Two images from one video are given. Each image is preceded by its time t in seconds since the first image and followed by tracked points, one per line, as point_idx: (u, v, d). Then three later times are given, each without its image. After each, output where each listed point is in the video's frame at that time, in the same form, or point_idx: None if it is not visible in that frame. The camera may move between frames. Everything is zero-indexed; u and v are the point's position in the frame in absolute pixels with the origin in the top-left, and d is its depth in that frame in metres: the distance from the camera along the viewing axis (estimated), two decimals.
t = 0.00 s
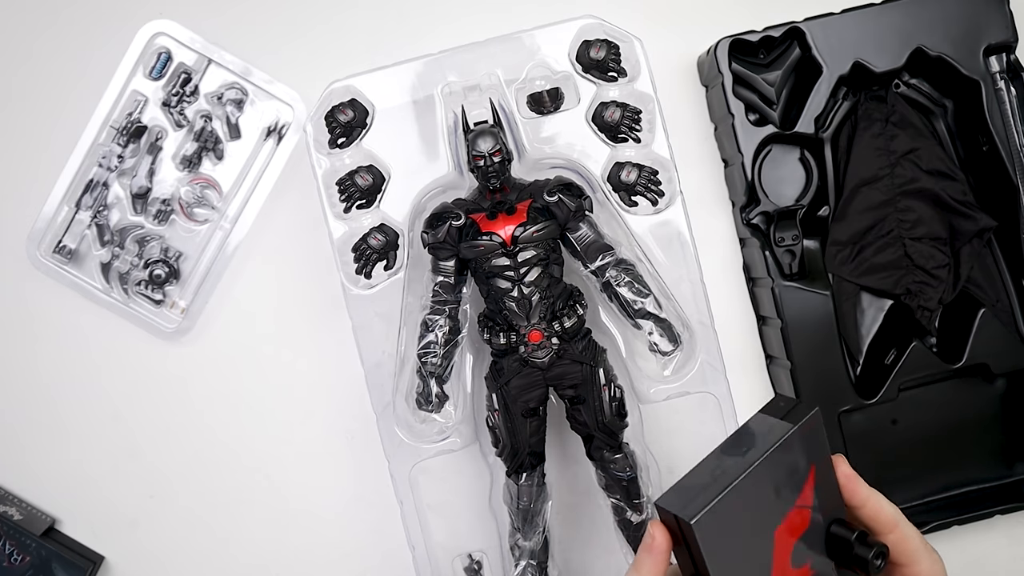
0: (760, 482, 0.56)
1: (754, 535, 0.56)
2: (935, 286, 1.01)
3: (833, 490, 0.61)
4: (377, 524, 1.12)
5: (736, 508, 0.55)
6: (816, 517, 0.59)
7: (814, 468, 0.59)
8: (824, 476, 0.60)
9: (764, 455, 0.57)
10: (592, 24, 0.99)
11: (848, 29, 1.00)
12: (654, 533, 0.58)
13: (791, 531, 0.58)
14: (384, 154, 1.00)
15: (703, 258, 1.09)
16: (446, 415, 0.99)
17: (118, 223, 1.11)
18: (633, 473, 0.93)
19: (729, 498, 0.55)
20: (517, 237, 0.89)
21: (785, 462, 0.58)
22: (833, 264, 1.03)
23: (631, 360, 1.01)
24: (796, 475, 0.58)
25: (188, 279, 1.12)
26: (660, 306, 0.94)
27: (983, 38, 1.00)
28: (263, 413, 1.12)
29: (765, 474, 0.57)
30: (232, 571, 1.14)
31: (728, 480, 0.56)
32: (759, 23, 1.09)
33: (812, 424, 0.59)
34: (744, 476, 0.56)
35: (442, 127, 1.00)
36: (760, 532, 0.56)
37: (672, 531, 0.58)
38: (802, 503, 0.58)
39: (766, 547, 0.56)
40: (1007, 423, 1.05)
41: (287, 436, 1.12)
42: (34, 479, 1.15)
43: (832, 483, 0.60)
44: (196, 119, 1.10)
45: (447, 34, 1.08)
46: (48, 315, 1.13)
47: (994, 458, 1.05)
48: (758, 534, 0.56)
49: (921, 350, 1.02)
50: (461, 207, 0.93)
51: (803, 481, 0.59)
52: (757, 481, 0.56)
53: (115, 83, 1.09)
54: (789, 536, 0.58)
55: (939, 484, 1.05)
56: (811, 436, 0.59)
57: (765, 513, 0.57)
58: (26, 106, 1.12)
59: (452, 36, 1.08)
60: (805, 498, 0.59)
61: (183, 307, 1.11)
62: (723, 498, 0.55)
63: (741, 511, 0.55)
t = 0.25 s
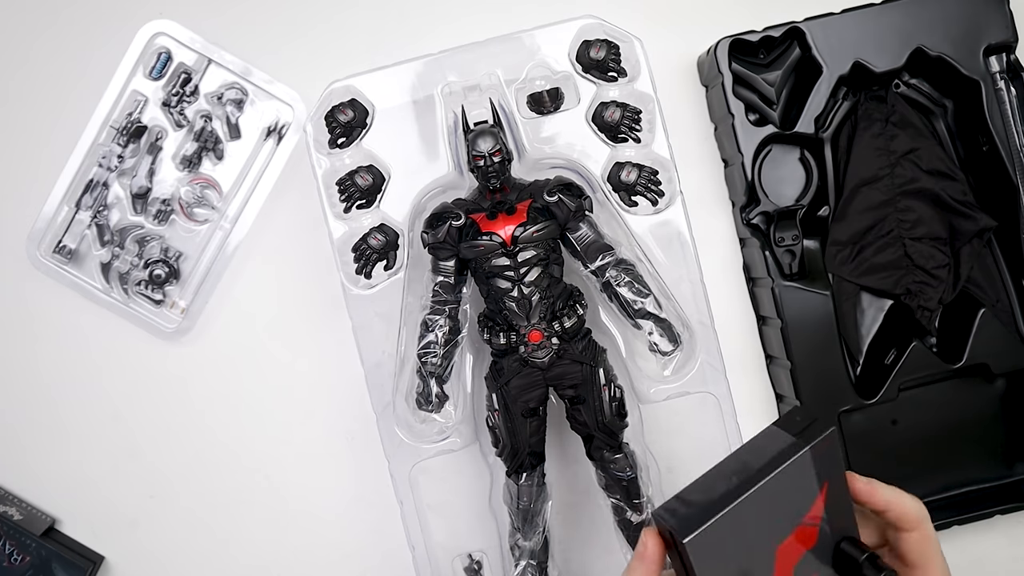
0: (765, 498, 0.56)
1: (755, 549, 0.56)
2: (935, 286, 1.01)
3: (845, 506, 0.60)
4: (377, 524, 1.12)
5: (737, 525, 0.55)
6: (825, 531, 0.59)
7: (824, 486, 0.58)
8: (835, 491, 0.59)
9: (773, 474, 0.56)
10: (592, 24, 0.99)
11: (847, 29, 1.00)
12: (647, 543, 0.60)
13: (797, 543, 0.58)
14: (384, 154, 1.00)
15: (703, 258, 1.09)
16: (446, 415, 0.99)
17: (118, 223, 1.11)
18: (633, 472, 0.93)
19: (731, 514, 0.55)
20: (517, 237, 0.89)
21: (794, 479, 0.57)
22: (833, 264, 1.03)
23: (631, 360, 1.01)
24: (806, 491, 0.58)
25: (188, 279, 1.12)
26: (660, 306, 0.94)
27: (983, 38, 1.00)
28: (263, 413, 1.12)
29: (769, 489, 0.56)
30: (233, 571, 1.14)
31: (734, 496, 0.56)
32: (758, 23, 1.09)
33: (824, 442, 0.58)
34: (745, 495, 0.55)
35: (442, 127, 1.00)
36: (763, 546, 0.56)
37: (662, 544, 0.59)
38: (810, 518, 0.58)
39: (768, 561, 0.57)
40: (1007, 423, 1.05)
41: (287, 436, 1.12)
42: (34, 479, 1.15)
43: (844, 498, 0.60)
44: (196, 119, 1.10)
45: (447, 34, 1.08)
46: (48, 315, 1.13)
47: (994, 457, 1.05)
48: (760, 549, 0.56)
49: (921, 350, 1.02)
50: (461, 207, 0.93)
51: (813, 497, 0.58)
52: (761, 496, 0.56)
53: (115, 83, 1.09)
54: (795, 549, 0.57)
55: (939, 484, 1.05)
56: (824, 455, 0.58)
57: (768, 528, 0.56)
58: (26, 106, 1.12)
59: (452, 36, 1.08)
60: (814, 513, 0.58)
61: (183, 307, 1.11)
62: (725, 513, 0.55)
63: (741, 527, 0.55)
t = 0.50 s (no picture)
0: None
1: None
2: (935, 286, 1.01)
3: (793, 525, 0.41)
4: (377, 524, 1.12)
5: None
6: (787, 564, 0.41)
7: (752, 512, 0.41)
8: (772, 506, 0.41)
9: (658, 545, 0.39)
10: (592, 24, 0.99)
11: (847, 29, 1.00)
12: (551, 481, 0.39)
13: None
14: (384, 154, 1.00)
15: (703, 258, 1.10)
16: (446, 415, 0.99)
17: (118, 223, 1.11)
18: (633, 472, 0.93)
19: None
20: (517, 237, 0.89)
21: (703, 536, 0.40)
22: (833, 264, 1.03)
23: (631, 360, 1.01)
24: (720, 550, 0.40)
25: (188, 279, 1.12)
26: (660, 306, 0.94)
27: (983, 38, 1.00)
28: (263, 413, 1.12)
29: None
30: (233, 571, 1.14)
31: None
32: (758, 23, 1.09)
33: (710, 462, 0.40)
34: None
35: (442, 127, 1.00)
36: None
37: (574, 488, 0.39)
38: (754, 553, 0.40)
39: None
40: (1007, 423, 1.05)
41: (287, 436, 1.12)
42: (35, 479, 1.15)
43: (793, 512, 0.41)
44: (196, 119, 1.10)
45: (447, 34, 1.08)
46: (48, 315, 1.13)
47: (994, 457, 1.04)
48: None
49: (921, 350, 1.03)
50: (461, 207, 0.93)
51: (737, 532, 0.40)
52: None
53: (115, 83, 1.09)
54: None
55: (939, 484, 1.05)
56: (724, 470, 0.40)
57: None
58: (26, 107, 1.12)
59: (451, 36, 1.08)
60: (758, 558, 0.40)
61: (183, 307, 1.11)
62: None
63: None
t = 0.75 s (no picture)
0: (521, 496, 0.42)
1: (597, 536, 0.43)
2: (935, 286, 0.98)
3: (630, 382, 0.42)
4: (377, 524, 1.12)
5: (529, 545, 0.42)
6: (648, 424, 0.42)
7: (575, 393, 0.42)
8: (594, 377, 0.42)
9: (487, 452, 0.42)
10: (592, 24, 0.99)
11: (847, 29, 1.00)
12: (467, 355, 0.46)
13: (623, 474, 0.42)
14: (384, 154, 1.00)
15: (703, 258, 1.10)
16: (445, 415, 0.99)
17: (118, 223, 1.11)
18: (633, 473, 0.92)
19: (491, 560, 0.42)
20: (517, 237, 0.89)
21: (529, 429, 0.42)
22: (833, 263, 1.01)
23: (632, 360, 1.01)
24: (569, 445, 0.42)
25: (188, 279, 1.12)
26: (660, 306, 0.94)
27: (983, 38, 1.00)
28: (263, 413, 1.12)
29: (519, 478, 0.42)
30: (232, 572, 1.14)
31: (486, 523, 0.42)
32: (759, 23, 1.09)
33: (496, 370, 0.42)
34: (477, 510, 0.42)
35: (442, 127, 1.00)
36: (597, 533, 0.43)
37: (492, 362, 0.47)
38: (606, 438, 0.42)
39: (620, 525, 0.42)
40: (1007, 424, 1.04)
41: (287, 436, 1.12)
42: (35, 478, 1.15)
43: (620, 375, 0.42)
44: (196, 119, 1.10)
45: (447, 34, 1.08)
46: (48, 315, 1.13)
47: (995, 458, 1.03)
48: (600, 557, 0.43)
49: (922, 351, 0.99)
50: (460, 208, 0.93)
51: (572, 411, 0.42)
52: (519, 484, 0.42)
53: (114, 83, 1.09)
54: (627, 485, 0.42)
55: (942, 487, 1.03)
56: (526, 356, 0.42)
57: (569, 508, 0.42)
58: (27, 107, 1.12)
59: (451, 36, 1.08)
60: (598, 433, 0.42)
61: (183, 307, 1.11)
62: (484, 529, 0.42)
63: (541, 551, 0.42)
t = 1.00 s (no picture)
0: (405, 402, 0.41)
1: (500, 425, 0.42)
2: (936, 286, 0.93)
3: (514, 256, 0.40)
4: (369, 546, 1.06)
5: (435, 438, 0.42)
6: (535, 296, 0.40)
7: (441, 280, 0.40)
8: (464, 262, 0.40)
9: (365, 349, 0.40)
10: (592, 24, 0.98)
11: (847, 28, 0.95)
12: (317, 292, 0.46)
13: (518, 345, 0.41)
14: (384, 155, 0.99)
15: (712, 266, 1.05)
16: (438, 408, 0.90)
17: (118, 223, 1.03)
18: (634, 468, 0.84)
19: (389, 461, 0.42)
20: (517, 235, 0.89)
21: (401, 328, 0.40)
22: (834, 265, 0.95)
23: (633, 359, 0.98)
24: (444, 330, 0.41)
25: (189, 279, 1.03)
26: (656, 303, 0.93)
27: (983, 38, 0.94)
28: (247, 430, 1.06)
29: (407, 368, 0.41)
30: None
31: (375, 444, 0.41)
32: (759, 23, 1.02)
33: (342, 267, 0.39)
34: (365, 444, 0.41)
35: (442, 127, 0.98)
36: (505, 421, 0.42)
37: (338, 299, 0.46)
38: (478, 309, 0.40)
39: (529, 413, 0.42)
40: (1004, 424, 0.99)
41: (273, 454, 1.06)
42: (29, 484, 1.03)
43: (494, 248, 0.40)
44: (196, 119, 1.02)
45: (449, 37, 1.01)
46: None
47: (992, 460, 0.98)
48: (514, 442, 0.42)
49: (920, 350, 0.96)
50: (460, 208, 0.93)
51: (442, 297, 0.40)
52: (406, 373, 0.41)
53: (114, 81, 1.01)
54: (523, 357, 0.41)
55: (944, 484, 0.97)
56: (376, 253, 0.39)
57: (467, 402, 0.42)
58: None
59: (454, 38, 1.02)
60: (482, 318, 0.40)
61: (183, 307, 1.02)
62: (383, 427, 0.41)
63: (440, 420, 0.42)
